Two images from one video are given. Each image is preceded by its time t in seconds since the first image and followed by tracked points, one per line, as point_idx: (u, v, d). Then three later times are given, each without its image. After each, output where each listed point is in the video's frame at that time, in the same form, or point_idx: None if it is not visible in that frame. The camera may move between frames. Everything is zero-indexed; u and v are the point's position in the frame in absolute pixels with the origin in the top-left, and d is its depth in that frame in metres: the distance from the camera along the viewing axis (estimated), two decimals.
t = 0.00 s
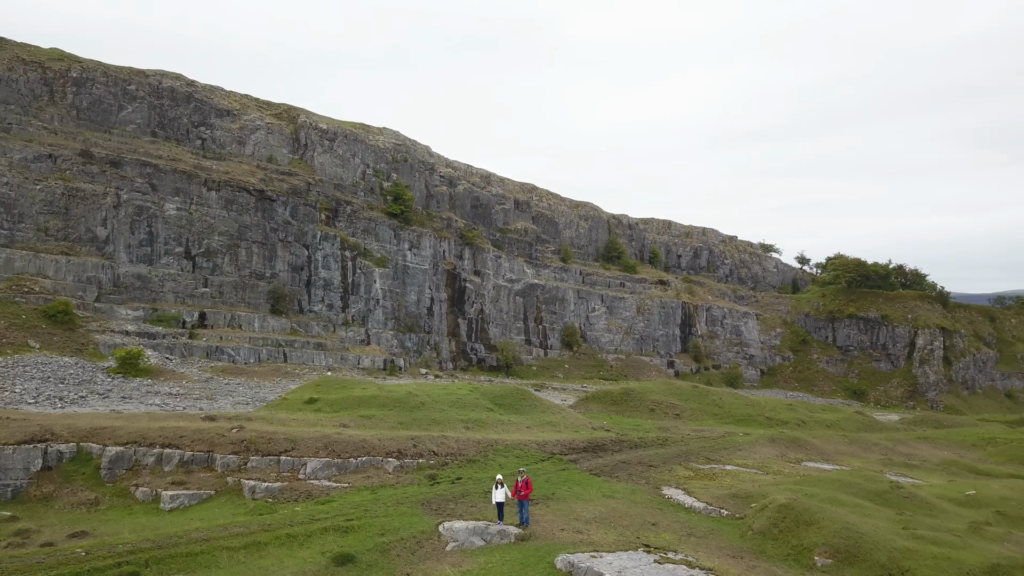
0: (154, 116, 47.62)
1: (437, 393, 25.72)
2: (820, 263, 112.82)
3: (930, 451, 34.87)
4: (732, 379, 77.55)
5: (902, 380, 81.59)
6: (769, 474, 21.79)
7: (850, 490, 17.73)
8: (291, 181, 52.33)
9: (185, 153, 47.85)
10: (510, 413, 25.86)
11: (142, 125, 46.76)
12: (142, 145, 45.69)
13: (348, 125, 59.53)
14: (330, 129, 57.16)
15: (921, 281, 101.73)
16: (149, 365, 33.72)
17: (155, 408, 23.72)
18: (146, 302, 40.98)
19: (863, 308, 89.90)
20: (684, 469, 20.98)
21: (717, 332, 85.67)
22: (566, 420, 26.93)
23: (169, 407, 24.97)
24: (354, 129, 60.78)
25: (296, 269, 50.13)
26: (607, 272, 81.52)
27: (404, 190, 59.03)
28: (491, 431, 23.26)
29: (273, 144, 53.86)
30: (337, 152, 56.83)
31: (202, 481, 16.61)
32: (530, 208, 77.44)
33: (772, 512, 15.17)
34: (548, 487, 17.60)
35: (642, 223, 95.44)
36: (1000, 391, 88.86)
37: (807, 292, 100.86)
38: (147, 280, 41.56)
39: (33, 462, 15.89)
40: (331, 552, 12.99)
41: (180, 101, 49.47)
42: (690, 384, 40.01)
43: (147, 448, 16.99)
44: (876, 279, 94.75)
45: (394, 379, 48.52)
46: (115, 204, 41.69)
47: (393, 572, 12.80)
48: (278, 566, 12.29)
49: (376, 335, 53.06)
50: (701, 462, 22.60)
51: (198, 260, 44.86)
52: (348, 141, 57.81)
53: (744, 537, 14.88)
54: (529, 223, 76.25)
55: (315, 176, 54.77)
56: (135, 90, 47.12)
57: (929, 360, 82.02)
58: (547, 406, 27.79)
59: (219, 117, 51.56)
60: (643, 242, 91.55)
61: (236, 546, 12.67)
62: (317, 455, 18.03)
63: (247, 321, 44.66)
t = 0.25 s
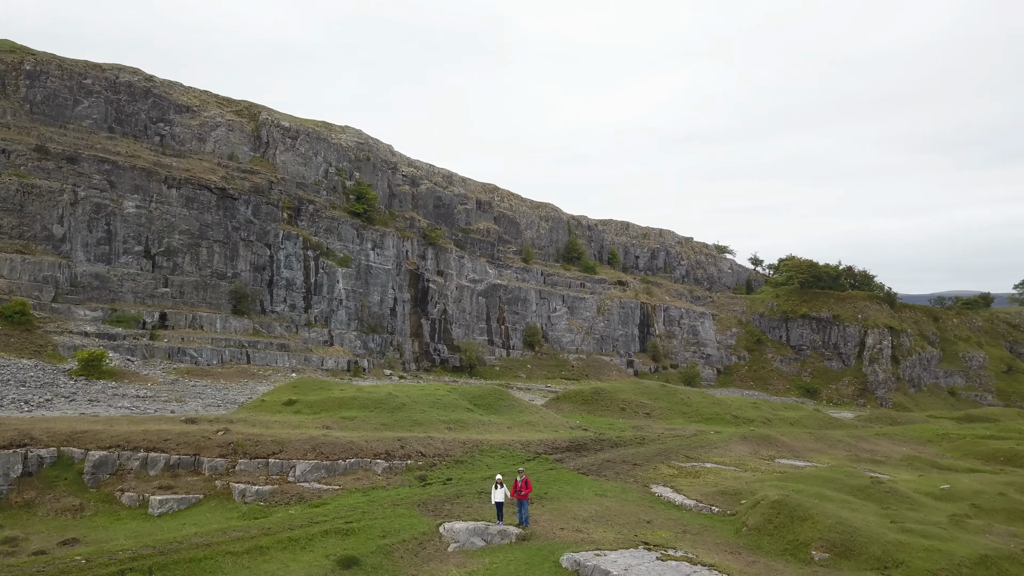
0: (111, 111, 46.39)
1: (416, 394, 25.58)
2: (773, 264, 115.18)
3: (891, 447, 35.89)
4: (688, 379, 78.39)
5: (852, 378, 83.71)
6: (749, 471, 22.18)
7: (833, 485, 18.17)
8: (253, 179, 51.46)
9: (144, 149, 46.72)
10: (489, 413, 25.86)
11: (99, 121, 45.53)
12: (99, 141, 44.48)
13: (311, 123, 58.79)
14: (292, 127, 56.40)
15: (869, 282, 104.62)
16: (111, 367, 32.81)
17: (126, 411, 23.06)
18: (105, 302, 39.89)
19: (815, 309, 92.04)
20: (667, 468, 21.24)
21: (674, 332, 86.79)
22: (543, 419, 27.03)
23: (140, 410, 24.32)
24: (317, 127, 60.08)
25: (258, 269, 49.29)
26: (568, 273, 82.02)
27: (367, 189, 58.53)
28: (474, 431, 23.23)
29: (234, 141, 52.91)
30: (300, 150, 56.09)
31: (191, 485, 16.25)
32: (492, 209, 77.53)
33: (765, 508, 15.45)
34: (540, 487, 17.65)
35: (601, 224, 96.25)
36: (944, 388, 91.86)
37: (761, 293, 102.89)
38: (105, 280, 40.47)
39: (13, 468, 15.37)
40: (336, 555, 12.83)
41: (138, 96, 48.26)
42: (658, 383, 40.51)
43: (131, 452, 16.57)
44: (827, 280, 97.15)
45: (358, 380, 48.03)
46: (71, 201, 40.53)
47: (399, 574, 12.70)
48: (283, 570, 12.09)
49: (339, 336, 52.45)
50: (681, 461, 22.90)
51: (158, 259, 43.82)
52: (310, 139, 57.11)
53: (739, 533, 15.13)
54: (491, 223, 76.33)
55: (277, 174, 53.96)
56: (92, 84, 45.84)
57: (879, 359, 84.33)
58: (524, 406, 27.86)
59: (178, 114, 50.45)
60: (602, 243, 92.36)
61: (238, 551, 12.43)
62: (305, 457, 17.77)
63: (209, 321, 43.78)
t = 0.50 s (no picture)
0: (68, 106, 45.07)
1: (396, 395, 25.40)
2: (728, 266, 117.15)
3: (855, 443, 36.81)
4: (648, 379, 79.06)
5: (807, 377, 85.56)
6: (730, 469, 22.55)
7: (818, 482, 18.56)
8: (215, 177, 50.47)
9: (102, 145, 45.49)
10: (470, 414, 25.80)
11: (55, 116, 44.20)
12: (56, 136, 43.19)
13: (273, 121, 57.93)
14: (255, 125, 55.49)
15: (821, 283, 107.14)
16: (74, 369, 31.84)
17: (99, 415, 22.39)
18: (63, 303, 38.75)
19: (771, 309, 93.88)
20: (652, 467, 21.45)
21: (634, 332, 87.57)
22: (523, 420, 27.07)
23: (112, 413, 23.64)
24: (279, 125, 59.23)
25: (220, 269, 48.35)
26: (530, 273, 82.27)
27: (330, 188, 57.88)
28: (457, 432, 23.15)
29: (195, 138, 51.86)
30: (262, 149, 55.21)
31: (181, 489, 15.88)
32: (454, 209, 77.38)
33: (760, 505, 15.72)
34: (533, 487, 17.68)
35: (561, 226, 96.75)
36: (892, 386, 94.51)
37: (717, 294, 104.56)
38: (63, 280, 39.32)
39: None
40: (343, 558, 12.66)
41: (96, 91, 46.96)
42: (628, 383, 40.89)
43: (117, 456, 16.13)
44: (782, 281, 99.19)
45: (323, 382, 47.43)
46: (27, 199, 39.31)
47: None
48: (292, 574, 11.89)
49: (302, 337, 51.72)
50: (664, 459, 23.15)
51: (118, 258, 42.69)
52: (273, 137, 56.27)
53: (735, 530, 15.37)
54: (454, 223, 76.16)
55: (239, 172, 53.02)
56: (48, 78, 44.48)
57: (832, 358, 86.33)
58: (502, 407, 27.84)
59: (137, 110, 49.23)
60: (562, 244, 92.86)
61: (244, 556, 12.20)
62: (295, 460, 17.50)
63: (170, 322, 42.83)
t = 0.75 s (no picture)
0: (22, 99, 43.59)
1: (376, 397, 25.17)
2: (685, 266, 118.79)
3: (819, 440, 37.66)
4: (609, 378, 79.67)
5: (763, 376, 87.17)
6: (711, 466, 22.88)
7: (803, 478, 18.95)
8: (175, 174, 49.35)
9: (59, 141, 44.14)
10: (450, 414, 25.72)
11: (9, 109, 42.73)
12: (11, 131, 41.75)
13: (235, 117, 56.91)
14: (217, 121, 54.45)
15: (775, 284, 109.34)
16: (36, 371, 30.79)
17: (70, 418, 21.68)
18: (19, 303, 37.50)
19: (728, 309, 95.45)
20: (637, 465, 21.65)
21: (594, 332, 88.02)
22: (502, 420, 27.08)
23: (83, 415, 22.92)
24: (241, 122, 58.23)
25: (181, 268, 47.29)
26: (492, 273, 82.30)
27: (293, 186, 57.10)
28: (440, 432, 23.04)
29: (154, 134, 50.65)
30: (224, 146, 54.21)
31: (171, 493, 15.50)
32: (417, 209, 77.00)
33: (754, 501, 15.98)
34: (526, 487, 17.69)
35: (522, 226, 96.98)
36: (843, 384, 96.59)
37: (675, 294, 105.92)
38: (18, 279, 38.06)
39: None
40: (350, 561, 12.50)
41: (51, 85, 45.51)
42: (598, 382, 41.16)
43: (103, 460, 15.68)
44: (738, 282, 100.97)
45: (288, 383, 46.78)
46: None
47: None
48: None
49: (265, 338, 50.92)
50: (645, 457, 23.36)
51: (76, 257, 41.45)
52: (235, 134, 55.30)
53: (732, 526, 15.59)
54: (416, 223, 75.78)
55: (200, 169, 51.96)
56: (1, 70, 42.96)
57: (787, 357, 87.97)
58: (481, 407, 27.78)
59: (95, 104, 47.84)
60: (524, 244, 93.11)
61: (251, 563, 11.98)
62: (286, 462, 17.23)
63: (130, 323, 41.79)
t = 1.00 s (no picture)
0: None
1: (356, 398, 24.92)
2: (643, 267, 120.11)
3: (785, 438, 38.42)
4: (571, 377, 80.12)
5: (721, 375, 88.57)
6: (693, 464, 23.19)
7: (788, 475, 19.33)
8: (135, 171, 48.16)
9: (13, 135, 42.72)
10: (430, 415, 25.60)
11: None
12: None
13: (196, 114, 55.79)
14: (177, 118, 53.31)
15: (732, 284, 111.25)
16: None
17: (43, 422, 20.99)
18: None
19: (686, 309, 96.71)
20: (622, 464, 21.82)
21: (556, 332, 88.32)
22: (482, 420, 27.04)
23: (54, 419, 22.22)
24: (202, 118, 57.14)
25: (142, 268, 46.17)
26: (455, 274, 82.11)
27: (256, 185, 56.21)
28: (425, 433, 22.92)
29: (112, 130, 49.38)
30: (185, 143, 53.12)
31: (162, 498, 15.13)
32: (379, 208, 76.35)
33: (748, 498, 16.24)
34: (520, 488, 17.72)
35: (484, 226, 96.92)
36: (796, 383, 98.48)
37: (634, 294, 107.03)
38: None
39: None
40: (359, 564, 12.37)
41: (5, 78, 44.02)
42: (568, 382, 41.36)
43: (90, 466, 15.23)
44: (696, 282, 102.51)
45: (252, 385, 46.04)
46: None
47: None
48: None
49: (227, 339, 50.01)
50: (628, 456, 23.57)
51: (32, 256, 40.20)
52: (196, 131, 54.22)
53: (727, 522, 15.83)
54: (379, 222, 75.17)
55: (161, 167, 50.81)
56: None
57: (744, 356, 89.46)
58: (460, 408, 27.69)
59: (50, 98, 46.43)
60: (485, 244, 93.09)
61: (260, 567, 11.78)
62: (277, 464, 16.95)
63: (90, 324, 40.67)
